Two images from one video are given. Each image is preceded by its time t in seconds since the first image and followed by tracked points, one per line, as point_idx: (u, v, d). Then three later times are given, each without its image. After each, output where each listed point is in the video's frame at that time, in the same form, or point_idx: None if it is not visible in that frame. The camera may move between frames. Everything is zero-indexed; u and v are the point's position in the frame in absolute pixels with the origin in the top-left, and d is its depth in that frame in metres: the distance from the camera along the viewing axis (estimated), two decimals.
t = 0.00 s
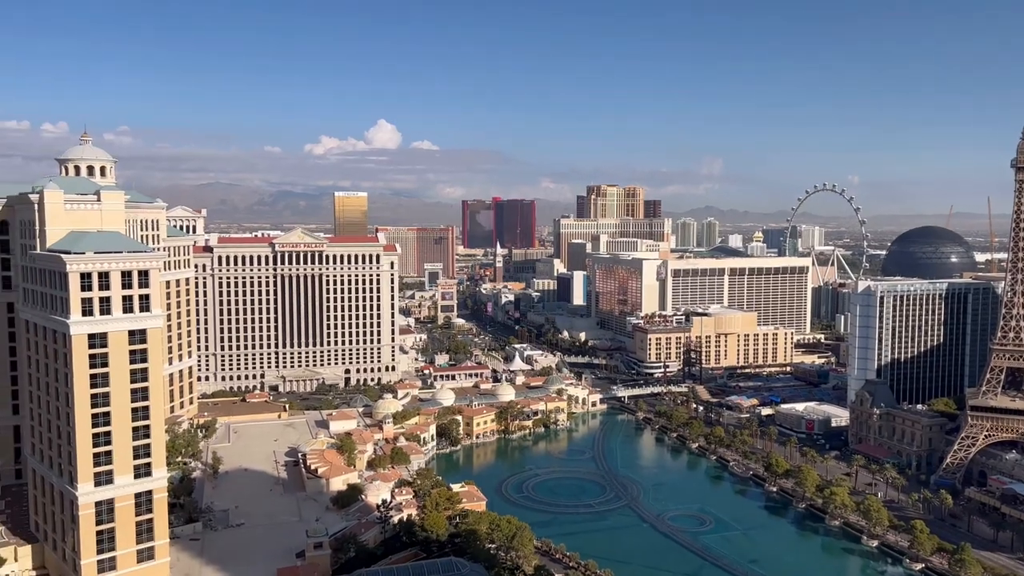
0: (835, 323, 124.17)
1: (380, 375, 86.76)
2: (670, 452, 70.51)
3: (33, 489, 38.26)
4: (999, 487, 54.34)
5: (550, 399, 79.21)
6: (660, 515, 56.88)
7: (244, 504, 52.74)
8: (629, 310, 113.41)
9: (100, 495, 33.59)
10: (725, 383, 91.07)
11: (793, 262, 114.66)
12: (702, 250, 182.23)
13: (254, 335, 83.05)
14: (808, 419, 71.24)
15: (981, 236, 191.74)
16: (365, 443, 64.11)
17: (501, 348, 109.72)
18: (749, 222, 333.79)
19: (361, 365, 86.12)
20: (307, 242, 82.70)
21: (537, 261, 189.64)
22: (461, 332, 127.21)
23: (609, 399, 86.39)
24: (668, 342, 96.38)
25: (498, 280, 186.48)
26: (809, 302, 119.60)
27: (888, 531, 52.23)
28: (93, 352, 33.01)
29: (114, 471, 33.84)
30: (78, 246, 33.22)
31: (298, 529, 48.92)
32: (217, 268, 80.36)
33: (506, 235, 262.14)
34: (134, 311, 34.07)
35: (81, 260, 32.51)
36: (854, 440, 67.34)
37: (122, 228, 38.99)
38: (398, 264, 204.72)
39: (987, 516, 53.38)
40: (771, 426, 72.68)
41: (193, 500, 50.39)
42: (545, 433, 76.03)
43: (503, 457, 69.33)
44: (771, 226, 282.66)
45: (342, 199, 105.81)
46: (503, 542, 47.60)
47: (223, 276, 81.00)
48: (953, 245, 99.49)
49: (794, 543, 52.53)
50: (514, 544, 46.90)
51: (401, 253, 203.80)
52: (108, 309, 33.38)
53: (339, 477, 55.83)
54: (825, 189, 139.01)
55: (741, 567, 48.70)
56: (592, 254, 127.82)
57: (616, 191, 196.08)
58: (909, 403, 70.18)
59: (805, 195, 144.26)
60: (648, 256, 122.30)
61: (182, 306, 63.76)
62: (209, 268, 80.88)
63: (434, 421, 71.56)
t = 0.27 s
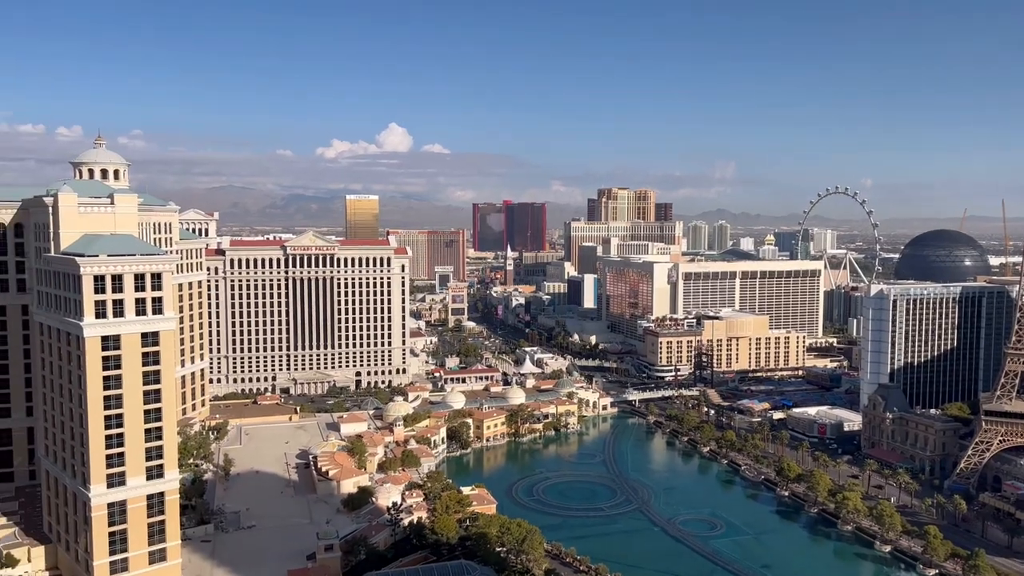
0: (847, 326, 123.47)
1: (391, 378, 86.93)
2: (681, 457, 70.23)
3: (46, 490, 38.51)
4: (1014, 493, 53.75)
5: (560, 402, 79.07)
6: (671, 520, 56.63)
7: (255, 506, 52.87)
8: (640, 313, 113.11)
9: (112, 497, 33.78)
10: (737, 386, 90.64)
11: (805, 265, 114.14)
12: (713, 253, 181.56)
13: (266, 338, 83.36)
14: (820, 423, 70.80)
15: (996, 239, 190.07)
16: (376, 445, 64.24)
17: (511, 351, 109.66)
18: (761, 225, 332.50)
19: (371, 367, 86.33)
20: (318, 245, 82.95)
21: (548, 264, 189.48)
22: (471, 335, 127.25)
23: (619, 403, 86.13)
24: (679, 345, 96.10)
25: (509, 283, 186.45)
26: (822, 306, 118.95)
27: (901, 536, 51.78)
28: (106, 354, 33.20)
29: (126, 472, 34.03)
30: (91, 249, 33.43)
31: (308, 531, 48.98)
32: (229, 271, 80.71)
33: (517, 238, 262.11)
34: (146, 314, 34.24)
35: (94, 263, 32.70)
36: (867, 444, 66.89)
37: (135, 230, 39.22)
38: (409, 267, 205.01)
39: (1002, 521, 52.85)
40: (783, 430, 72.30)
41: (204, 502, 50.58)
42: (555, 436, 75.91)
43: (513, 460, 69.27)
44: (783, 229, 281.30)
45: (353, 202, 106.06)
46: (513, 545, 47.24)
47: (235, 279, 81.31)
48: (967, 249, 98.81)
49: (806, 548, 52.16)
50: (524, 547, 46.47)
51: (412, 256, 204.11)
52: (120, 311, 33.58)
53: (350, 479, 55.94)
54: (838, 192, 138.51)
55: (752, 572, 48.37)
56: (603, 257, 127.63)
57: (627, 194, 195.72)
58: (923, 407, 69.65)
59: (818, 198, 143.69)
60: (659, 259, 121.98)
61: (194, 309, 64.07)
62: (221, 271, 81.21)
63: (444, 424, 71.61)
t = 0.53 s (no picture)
0: (856, 329, 123.04)
1: (398, 380, 87.13)
2: (689, 459, 70.08)
3: (56, 492, 38.68)
4: None
5: (567, 404, 79.02)
6: (678, 522, 56.50)
7: (263, 508, 52.99)
8: (647, 315, 112.98)
9: (121, 498, 33.91)
10: (745, 389, 90.41)
11: (813, 268, 113.79)
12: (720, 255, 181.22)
13: (273, 340, 83.58)
14: (829, 426, 70.51)
15: (1005, 242, 189.09)
16: (383, 447, 64.31)
17: (518, 353, 109.68)
18: (769, 227, 331.71)
19: (379, 369, 86.54)
20: (326, 247, 83.11)
21: (555, 267, 189.37)
22: (479, 337, 127.30)
23: (627, 405, 85.98)
24: (687, 348, 95.98)
25: (516, 285, 186.48)
26: (830, 308, 118.58)
27: (910, 540, 51.53)
28: (115, 355, 33.36)
29: (135, 474, 34.17)
30: (100, 251, 33.59)
31: (316, 533, 49.05)
32: (237, 273, 80.95)
33: (524, 240, 262.11)
34: (155, 316, 34.38)
35: (103, 265, 32.89)
36: (875, 447, 66.62)
37: (144, 233, 39.39)
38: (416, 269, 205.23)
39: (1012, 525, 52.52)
40: (791, 433, 72.06)
41: (212, 503, 50.71)
42: (563, 438, 75.86)
43: (520, 462, 69.26)
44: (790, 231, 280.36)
45: (360, 204, 106.26)
46: (520, 548, 47.22)
47: (243, 281, 81.53)
48: (976, 251, 98.41)
49: (814, 551, 51.98)
50: (532, 550, 46.46)
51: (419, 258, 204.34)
52: (129, 313, 33.72)
53: (357, 481, 56.02)
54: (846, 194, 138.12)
55: None
56: (610, 259, 127.53)
57: (634, 196, 195.56)
58: (932, 410, 69.33)
59: (826, 200, 143.31)
60: (666, 261, 121.80)
61: (202, 311, 64.27)
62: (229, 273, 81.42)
63: (452, 426, 71.64)
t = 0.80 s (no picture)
0: (861, 330, 122.71)
1: (403, 381, 87.20)
2: (694, 461, 69.96)
3: (62, 493, 38.82)
4: None
5: (572, 406, 78.99)
6: (684, 524, 56.44)
7: (269, 510, 53.08)
8: (652, 317, 112.89)
9: (127, 499, 34.02)
10: (750, 391, 90.26)
11: (819, 269, 113.55)
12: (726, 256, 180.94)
13: (279, 341, 83.76)
14: (834, 428, 70.33)
15: (1012, 243, 188.35)
16: (388, 449, 64.36)
17: (523, 355, 109.69)
18: (774, 229, 331.12)
19: (384, 371, 86.62)
20: (331, 249, 83.21)
21: (560, 268, 189.30)
22: (484, 338, 127.35)
23: (632, 407, 85.94)
24: (692, 349, 95.93)
25: (521, 286, 186.47)
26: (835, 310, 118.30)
27: (917, 542, 51.35)
28: (122, 357, 33.47)
29: (141, 475, 34.28)
30: (107, 253, 33.72)
31: (321, 534, 49.11)
32: (243, 275, 81.07)
33: (529, 242, 262.14)
34: (161, 317, 34.48)
35: (109, 267, 33.02)
36: (881, 449, 66.42)
37: (150, 234, 39.53)
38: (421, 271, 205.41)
39: (1019, 527, 52.35)
40: (796, 435, 71.88)
41: (218, 505, 50.82)
42: (567, 440, 75.84)
43: (525, 464, 69.26)
44: (796, 233, 279.80)
45: (365, 206, 106.43)
46: (525, 549, 47.24)
47: (249, 283, 81.70)
48: (982, 252, 98.10)
49: (820, 553, 51.86)
50: (537, 551, 46.50)
51: (425, 260, 204.53)
52: (135, 314, 33.82)
53: (362, 483, 56.07)
54: (852, 195, 137.86)
55: None
56: (615, 261, 127.47)
57: (639, 198, 195.45)
58: (938, 412, 69.07)
59: (832, 202, 143.06)
60: (672, 263, 121.65)
61: (208, 313, 64.45)
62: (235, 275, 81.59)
63: (457, 428, 71.67)
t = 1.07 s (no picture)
0: (867, 331, 122.42)
1: (408, 383, 87.27)
2: (699, 462, 69.83)
3: (68, 494, 38.92)
4: None
5: (577, 407, 78.94)
6: (689, 526, 56.34)
7: (274, 511, 53.13)
8: (657, 318, 112.79)
9: (133, 500, 34.08)
10: (755, 392, 90.12)
11: (824, 270, 113.27)
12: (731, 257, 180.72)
13: (284, 343, 83.87)
14: (840, 429, 70.19)
15: (1018, 243, 187.75)
16: (393, 450, 64.37)
17: (528, 356, 109.65)
18: (779, 229, 330.62)
19: (389, 372, 86.68)
20: (336, 250, 83.27)
21: (565, 269, 189.25)
22: (488, 340, 127.36)
23: (637, 408, 85.83)
24: (697, 350, 95.85)
25: (525, 288, 186.44)
26: (841, 311, 118.05)
27: (923, 544, 51.15)
28: (127, 358, 33.54)
29: (146, 476, 34.35)
30: (112, 255, 33.83)
31: (326, 536, 49.13)
32: (248, 276, 81.18)
33: (534, 243, 262.17)
34: (167, 318, 34.54)
35: (115, 269, 33.12)
36: (887, 450, 66.21)
37: (155, 236, 39.62)
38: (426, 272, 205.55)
39: None
40: (802, 436, 71.65)
41: (223, 506, 50.87)
42: (572, 441, 75.83)
43: (530, 465, 69.23)
44: (801, 233, 279.19)
45: (370, 207, 106.59)
46: (530, 551, 47.23)
47: (254, 284, 81.84)
48: (988, 253, 97.82)
49: (826, 555, 51.72)
50: (542, 553, 46.53)
51: (429, 261, 204.69)
52: (141, 316, 33.89)
53: (367, 484, 56.09)
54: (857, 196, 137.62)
55: None
56: (619, 262, 127.36)
57: (644, 199, 195.37)
58: (944, 413, 68.85)
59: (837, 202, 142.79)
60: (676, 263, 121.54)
61: (213, 314, 64.58)
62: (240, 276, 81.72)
63: (461, 429, 71.69)
